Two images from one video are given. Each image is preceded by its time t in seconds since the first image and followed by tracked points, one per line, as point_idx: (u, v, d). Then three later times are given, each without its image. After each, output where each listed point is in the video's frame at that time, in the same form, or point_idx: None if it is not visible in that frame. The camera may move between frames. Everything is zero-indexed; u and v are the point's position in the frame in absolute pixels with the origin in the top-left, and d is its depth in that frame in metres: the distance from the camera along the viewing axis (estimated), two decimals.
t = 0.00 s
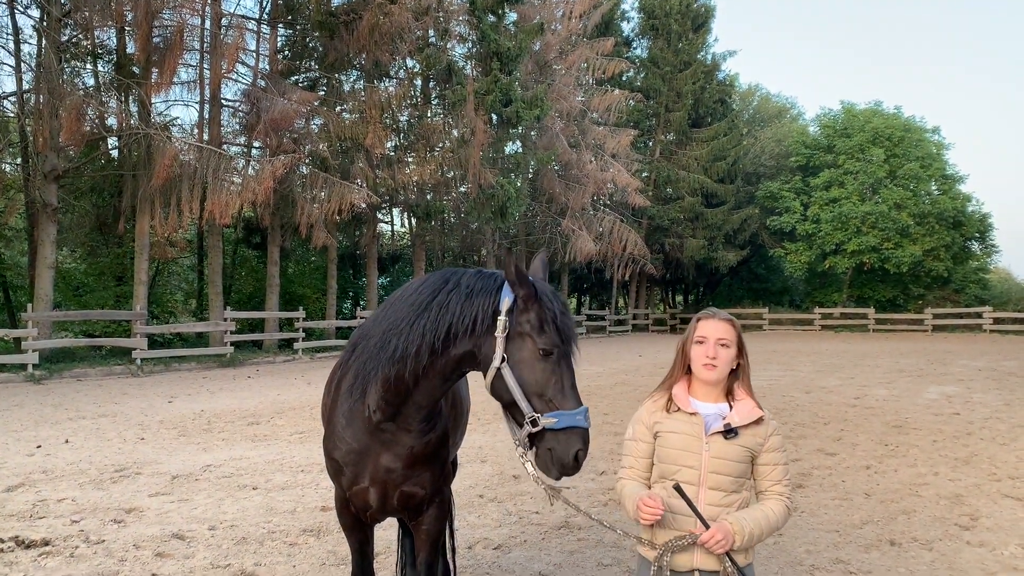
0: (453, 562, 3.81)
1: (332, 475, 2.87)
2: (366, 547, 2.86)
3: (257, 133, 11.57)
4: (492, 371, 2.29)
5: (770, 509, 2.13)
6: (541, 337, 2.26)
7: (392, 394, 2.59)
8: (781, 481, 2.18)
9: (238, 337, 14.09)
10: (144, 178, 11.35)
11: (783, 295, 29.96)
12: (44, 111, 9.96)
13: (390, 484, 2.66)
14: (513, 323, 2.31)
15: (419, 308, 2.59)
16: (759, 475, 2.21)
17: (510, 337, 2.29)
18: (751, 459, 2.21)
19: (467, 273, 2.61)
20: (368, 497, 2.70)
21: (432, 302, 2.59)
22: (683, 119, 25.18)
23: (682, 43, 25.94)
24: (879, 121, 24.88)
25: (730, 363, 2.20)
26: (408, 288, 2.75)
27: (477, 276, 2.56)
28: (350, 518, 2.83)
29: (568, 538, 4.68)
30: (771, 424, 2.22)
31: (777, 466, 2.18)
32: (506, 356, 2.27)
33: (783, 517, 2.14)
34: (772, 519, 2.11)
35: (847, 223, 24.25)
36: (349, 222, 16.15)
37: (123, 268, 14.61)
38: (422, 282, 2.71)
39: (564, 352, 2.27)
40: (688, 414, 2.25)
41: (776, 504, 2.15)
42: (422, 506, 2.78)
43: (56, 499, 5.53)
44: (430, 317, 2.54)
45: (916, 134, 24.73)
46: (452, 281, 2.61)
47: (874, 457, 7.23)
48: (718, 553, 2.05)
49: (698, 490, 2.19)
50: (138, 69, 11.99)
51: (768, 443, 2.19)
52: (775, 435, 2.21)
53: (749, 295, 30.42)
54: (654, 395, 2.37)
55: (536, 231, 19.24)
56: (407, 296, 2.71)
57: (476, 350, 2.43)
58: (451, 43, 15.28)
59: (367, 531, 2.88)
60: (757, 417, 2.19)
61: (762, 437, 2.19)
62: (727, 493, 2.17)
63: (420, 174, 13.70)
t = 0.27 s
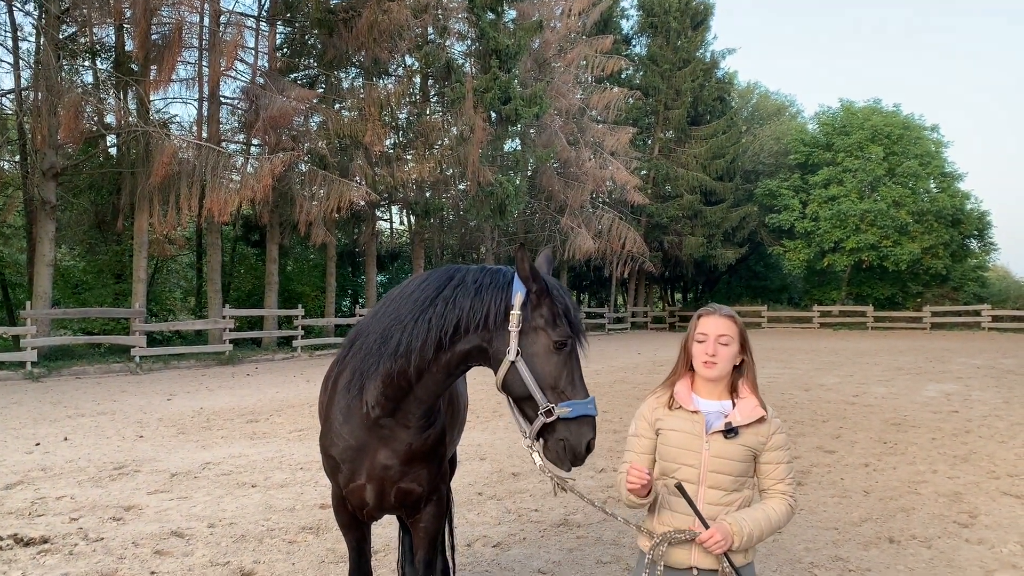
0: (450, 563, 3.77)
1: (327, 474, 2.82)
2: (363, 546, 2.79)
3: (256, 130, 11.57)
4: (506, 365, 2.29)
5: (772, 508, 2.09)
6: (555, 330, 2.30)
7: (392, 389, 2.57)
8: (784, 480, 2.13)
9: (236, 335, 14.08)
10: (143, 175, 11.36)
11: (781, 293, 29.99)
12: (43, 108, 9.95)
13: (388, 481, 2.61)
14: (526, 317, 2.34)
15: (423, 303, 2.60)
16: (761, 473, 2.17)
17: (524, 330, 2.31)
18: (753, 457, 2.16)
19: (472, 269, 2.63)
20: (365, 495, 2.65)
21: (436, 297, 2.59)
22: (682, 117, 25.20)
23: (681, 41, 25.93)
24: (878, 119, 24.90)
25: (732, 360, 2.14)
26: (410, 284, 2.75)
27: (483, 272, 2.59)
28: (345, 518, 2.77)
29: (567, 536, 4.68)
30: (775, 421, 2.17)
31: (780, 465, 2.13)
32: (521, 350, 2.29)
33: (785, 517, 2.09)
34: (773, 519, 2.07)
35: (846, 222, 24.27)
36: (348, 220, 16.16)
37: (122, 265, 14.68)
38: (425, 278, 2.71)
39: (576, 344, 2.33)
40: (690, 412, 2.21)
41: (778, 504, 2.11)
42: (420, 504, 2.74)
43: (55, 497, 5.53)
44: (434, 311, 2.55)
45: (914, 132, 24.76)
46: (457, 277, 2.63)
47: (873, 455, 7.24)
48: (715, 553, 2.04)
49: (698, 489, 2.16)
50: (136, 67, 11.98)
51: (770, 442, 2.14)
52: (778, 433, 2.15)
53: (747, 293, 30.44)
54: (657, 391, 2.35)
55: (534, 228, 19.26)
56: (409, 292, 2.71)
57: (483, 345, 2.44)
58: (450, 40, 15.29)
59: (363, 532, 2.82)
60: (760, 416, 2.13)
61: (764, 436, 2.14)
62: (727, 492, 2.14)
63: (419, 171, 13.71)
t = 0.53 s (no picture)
0: (450, 561, 3.76)
1: (325, 473, 2.78)
2: (362, 546, 2.75)
3: (255, 130, 11.56)
4: (517, 358, 2.35)
5: (762, 511, 2.02)
6: (564, 324, 2.39)
7: (394, 386, 2.55)
8: (778, 482, 2.04)
9: (236, 335, 14.07)
10: (142, 176, 11.37)
11: (781, 292, 30.01)
12: (42, 108, 9.93)
13: (387, 480, 2.59)
14: (536, 312, 2.41)
15: (426, 299, 2.60)
16: (756, 474, 2.10)
17: (535, 324, 2.38)
18: (747, 458, 2.09)
19: (475, 266, 2.64)
20: (364, 494, 2.62)
21: (440, 293, 2.60)
22: (681, 117, 25.21)
23: (681, 40, 25.91)
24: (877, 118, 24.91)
25: (723, 360, 2.08)
26: (411, 282, 2.74)
27: (486, 268, 2.61)
28: (344, 518, 2.74)
29: (567, 535, 4.67)
30: (772, 422, 2.08)
31: (775, 466, 2.05)
32: (532, 343, 2.36)
33: (778, 522, 2.01)
34: (763, 523, 2.00)
35: (845, 221, 24.28)
36: (347, 220, 16.17)
37: (122, 265, 14.70)
38: (427, 276, 2.71)
39: (581, 337, 2.44)
40: (683, 412, 2.19)
41: (772, 507, 2.03)
42: (419, 503, 2.72)
43: (54, 497, 5.53)
44: (438, 308, 2.55)
45: (914, 131, 24.77)
46: (460, 274, 2.64)
47: (873, 454, 7.24)
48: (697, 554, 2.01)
49: (688, 488, 2.14)
50: (135, 66, 11.99)
51: (763, 444, 2.06)
52: (774, 435, 2.06)
53: (747, 293, 30.45)
54: (658, 389, 2.35)
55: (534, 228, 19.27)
56: (411, 289, 2.71)
57: (491, 339, 2.47)
58: (449, 40, 15.30)
59: (361, 532, 2.79)
60: (751, 418, 2.06)
61: (755, 438, 2.06)
62: (717, 493, 2.10)
63: (418, 171, 13.70)
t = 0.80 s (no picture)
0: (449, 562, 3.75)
1: (324, 473, 2.75)
2: (363, 546, 2.75)
3: (254, 131, 11.57)
4: (524, 347, 2.42)
5: (752, 511, 2.00)
6: (570, 315, 2.48)
7: (399, 382, 2.56)
8: (769, 483, 2.02)
9: (235, 336, 14.05)
10: (141, 177, 11.38)
11: (780, 292, 30.01)
12: (41, 109, 9.92)
13: (389, 479, 2.57)
14: (543, 303, 2.49)
15: (433, 295, 2.63)
16: (747, 475, 2.07)
17: (541, 315, 2.46)
18: (737, 458, 2.08)
19: (479, 262, 2.69)
20: (365, 494, 2.60)
21: (445, 289, 2.63)
22: (681, 117, 25.21)
23: (681, 40, 25.90)
24: (877, 118, 24.91)
25: (712, 361, 2.07)
26: (414, 279, 2.77)
27: (491, 264, 2.66)
28: (345, 517, 2.71)
29: (567, 536, 4.67)
30: (762, 422, 2.06)
31: (765, 466, 2.03)
32: (539, 334, 2.43)
33: (769, 521, 1.99)
34: (752, 523, 1.99)
35: (845, 221, 24.28)
36: (347, 220, 16.18)
37: (121, 266, 14.72)
38: (429, 273, 2.75)
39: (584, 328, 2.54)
40: (673, 412, 2.18)
41: (762, 507, 2.01)
42: (420, 502, 2.71)
43: (54, 498, 5.53)
44: (445, 303, 2.59)
45: (913, 131, 24.78)
46: (465, 270, 2.68)
47: (873, 454, 7.23)
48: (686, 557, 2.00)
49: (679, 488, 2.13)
50: (135, 67, 11.98)
51: (753, 445, 2.04)
52: (764, 434, 2.04)
53: (747, 293, 30.47)
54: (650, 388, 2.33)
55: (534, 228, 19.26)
56: (416, 286, 2.73)
57: (497, 332, 2.52)
58: (449, 40, 15.30)
59: (361, 533, 2.78)
60: (740, 419, 2.05)
61: (745, 439, 2.04)
62: (707, 494, 2.09)
63: (417, 172, 13.69)
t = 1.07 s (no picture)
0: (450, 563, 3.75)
1: (325, 473, 2.75)
2: (363, 546, 2.75)
3: (254, 131, 11.58)
4: (530, 345, 2.44)
5: (739, 508, 2.00)
6: (573, 310, 2.51)
7: (400, 381, 2.56)
8: (754, 479, 2.03)
9: (235, 336, 14.05)
10: (141, 177, 11.38)
11: (779, 292, 30.02)
12: (41, 109, 9.91)
13: (390, 478, 2.57)
14: (548, 299, 2.50)
15: (434, 294, 2.64)
16: (732, 472, 2.08)
17: (546, 311, 2.48)
18: (723, 455, 2.08)
19: (481, 261, 2.69)
20: (366, 493, 2.60)
21: (447, 288, 2.64)
22: (680, 117, 25.21)
23: (680, 40, 25.90)
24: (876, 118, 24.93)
25: (696, 357, 2.08)
26: (414, 277, 2.77)
27: (493, 263, 2.66)
28: (345, 517, 2.71)
29: (567, 536, 4.67)
30: (746, 417, 2.07)
31: (750, 462, 2.04)
32: (545, 330, 2.45)
33: (755, 518, 2.00)
34: (740, 520, 1.98)
35: (844, 221, 24.28)
36: (346, 221, 16.19)
37: (121, 267, 14.69)
38: (431, 272, 2.75)
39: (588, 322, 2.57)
40: (658, 411, 2.17)
41: (748, 504, 2.01)
42: (421, 502, 2.71)
43: (54, 499, 5.52)
44: (447, 302, 2.59)
45: (912, 131, 24.80)
46: (466, 269, 2.68)
47: (873, 454, 7.23)
48: (674, 556, 1.99)
49: (665, 488, 2.12)
50: (134, 67, 11.99)
51: (739, 441, 2.04)
52: (749, 430, 2.05)
53: (746, 293, 30.47)
54: (633, 389, 2.32)
55: (533, 228, 19.26)
56: (417, 285, 2.72)
57: (500, 330, 2.52)
58: (448, 40, 15.32)
59: (362, 533, 2.77)
60: (726, 415, 2.05)
61: (731, 435, 2.05)
62: (694, 493, 2.08)
63: (417, 172, 13.69)
